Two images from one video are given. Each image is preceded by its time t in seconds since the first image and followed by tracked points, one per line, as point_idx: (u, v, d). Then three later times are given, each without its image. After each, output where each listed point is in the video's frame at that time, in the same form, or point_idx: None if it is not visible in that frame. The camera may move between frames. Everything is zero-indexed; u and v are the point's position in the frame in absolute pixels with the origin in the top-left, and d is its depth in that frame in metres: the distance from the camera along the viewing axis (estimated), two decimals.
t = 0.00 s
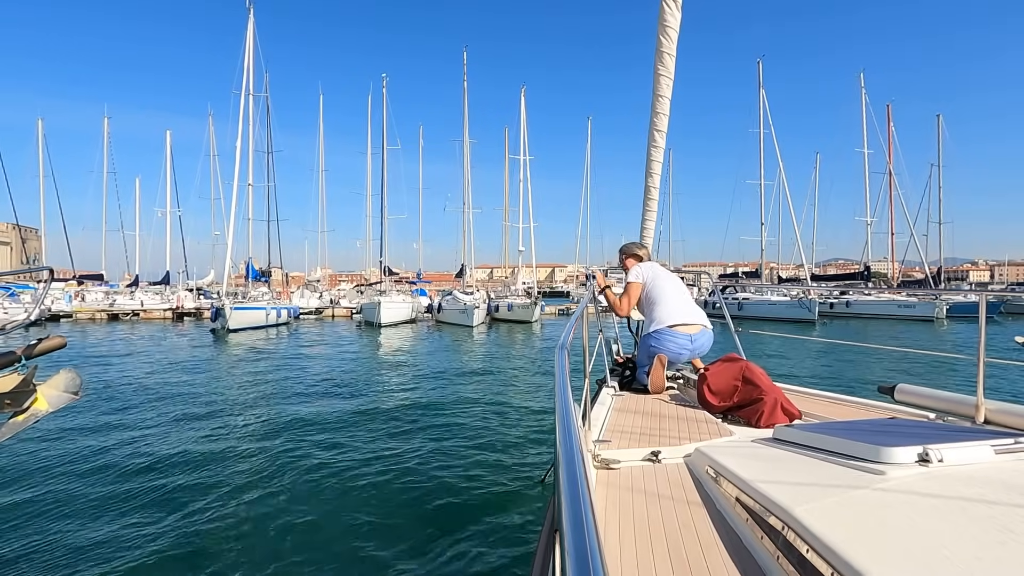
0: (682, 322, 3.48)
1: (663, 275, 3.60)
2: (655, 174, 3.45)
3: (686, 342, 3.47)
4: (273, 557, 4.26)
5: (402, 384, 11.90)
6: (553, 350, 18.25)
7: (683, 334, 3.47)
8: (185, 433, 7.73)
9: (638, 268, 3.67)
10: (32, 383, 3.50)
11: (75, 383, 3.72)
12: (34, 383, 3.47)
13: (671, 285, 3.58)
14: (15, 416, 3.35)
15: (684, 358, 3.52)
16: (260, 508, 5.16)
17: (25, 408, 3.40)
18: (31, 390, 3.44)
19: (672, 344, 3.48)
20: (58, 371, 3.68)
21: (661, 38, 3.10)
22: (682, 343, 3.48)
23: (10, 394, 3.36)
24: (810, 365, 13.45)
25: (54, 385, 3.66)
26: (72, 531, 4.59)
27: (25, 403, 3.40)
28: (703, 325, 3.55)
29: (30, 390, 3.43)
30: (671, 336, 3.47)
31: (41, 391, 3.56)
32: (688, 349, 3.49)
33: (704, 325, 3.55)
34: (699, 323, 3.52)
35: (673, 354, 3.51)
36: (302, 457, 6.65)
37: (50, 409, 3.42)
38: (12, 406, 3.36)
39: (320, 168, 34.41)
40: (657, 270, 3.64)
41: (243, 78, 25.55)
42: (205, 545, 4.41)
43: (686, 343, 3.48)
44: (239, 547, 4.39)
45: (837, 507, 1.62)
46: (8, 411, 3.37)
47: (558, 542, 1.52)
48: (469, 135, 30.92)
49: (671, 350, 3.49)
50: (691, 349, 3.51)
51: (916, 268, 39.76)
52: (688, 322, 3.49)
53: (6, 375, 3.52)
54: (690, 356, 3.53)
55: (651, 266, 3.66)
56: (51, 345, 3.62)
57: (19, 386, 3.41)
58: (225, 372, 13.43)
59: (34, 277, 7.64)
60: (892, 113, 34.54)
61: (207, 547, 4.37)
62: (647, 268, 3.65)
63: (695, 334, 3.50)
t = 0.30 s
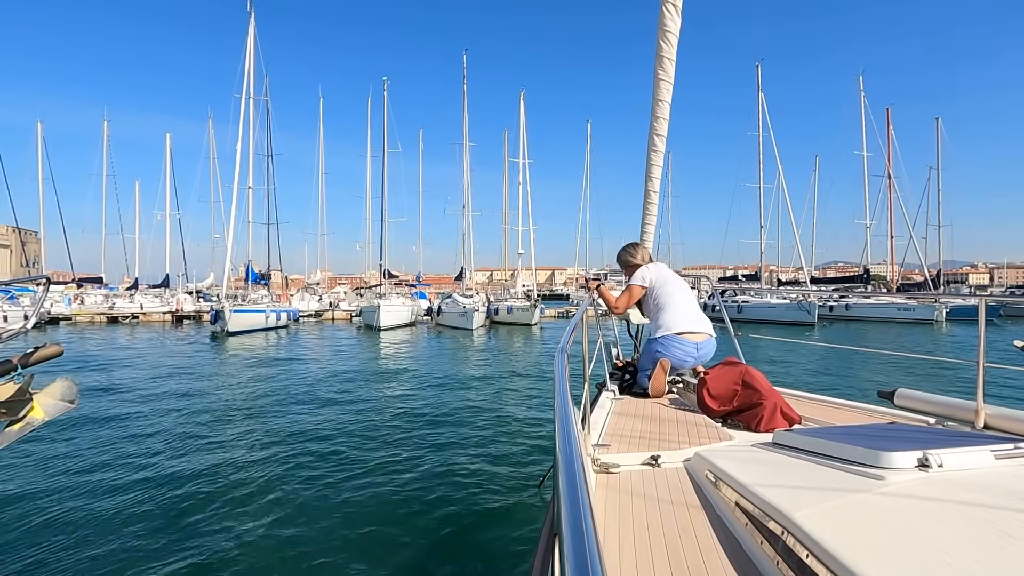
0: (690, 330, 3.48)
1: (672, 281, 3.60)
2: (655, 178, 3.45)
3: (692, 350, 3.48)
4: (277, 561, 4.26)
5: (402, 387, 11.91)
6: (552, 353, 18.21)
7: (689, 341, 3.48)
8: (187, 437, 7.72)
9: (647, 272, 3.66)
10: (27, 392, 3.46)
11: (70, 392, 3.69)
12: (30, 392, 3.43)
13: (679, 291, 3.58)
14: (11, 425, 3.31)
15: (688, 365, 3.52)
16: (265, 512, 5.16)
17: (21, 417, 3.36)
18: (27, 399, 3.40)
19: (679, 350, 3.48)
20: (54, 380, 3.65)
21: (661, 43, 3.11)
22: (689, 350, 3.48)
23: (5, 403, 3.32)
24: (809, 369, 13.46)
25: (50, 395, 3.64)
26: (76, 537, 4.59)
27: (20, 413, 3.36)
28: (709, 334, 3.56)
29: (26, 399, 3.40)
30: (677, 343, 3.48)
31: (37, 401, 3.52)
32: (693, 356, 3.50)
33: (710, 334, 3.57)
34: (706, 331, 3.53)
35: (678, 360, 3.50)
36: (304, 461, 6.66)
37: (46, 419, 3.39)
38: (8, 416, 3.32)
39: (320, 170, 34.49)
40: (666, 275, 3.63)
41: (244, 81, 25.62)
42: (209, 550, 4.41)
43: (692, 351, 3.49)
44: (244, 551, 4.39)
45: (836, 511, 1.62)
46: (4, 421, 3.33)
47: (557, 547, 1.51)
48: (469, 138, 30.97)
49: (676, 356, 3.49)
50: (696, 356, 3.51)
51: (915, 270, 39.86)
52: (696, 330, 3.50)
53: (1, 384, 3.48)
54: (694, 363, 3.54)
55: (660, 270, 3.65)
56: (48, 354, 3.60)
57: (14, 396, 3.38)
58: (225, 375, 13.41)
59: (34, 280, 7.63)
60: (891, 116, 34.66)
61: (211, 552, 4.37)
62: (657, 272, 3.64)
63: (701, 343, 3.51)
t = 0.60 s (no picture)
0: (693, 331, 3.48)
1: (676, 281, 3.59)
2: (656, 176, 3.44)
3: (695, 351, 3.48)
4: (280, 560, 4.25)
5: (402, 384, 11.92)
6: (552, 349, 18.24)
7: (692, 342, 3.47)
8: (188, 435, 7.66)
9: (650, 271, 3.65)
10: (25, 390, 3.46)
11: (69, 389, 3.69)
12: (28, 390, 3.43)
13: (682, 292, 3.58)
14: (9, 423, 3.31)
15: (689, 365, 3.52)
16: (268, 508, 5.18)
17: (19, 415, 3.36)
18: (25, 397, 3.40)
19: (681, 351, 3.48)
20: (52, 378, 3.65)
21: (662, 41, 3.10)
22: (691, 351, 3.48)
23: (4, 401, 3.32)
24: (808, 366, 13.48)
25: (48, 392, 3.63)
26: (80, 536, 4.54)
27: (19, 410, 3.36)
28: (711, 336, 3.56)
29: (24, 397, 3.39)
30: (680, 343, 3.47)
31: (35, 398, 3.52)
32: (695, 357, 3.50)
33: (712, 336, 3.57)
34: (708, 333, 3.53)
35: (679, 360, 3.50)
36: (307, 459, 6.62)
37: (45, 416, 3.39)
38: (6, 413, 3.32)
39: (320, 167, 34.50)
40: (670, 275, 3.63)
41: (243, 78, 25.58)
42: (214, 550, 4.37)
43: (693, 352, 3.49)
44: (248, 548, 4.42)
45: (835, 509, 1.62)
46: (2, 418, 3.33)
47: (557, 546, 1.51)
48: (469, 135, 30.94)
49: (677, 356, 3.49)
50: (698, 358, 3.52)
51: (915, 267, 39.88)
52: (698, 331, 3.50)
53: None
54: (695, 364, 3.55)
55: (664, 269, 3.63)
56: (46, 353, 3.59)
57: (12, 393, 3.37)
58: (225, 372, 13.35)
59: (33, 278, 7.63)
60: (892, 113, 34.63)
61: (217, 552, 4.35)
62: (661, 271, 3.63)
63: (704, 344, 3.51)
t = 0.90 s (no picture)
0: (691, 331, 3.49)
1: (676, 283, 3.59)
2: (655, 177, 3.44)
3: (694, 351, 3.48)
4: (282, 560, 4.24)
5: (400, 384, 11.88)
6: (551, 350, 18.27)
7: (691, 343, 3.48)
8: (185, 436, 7.57)
9: (648, 272, 3.65)
10: (23, 386, 3.46)
11: (66, 386, 3.68)
12: (25, 386, 3.43)
13: (681, 293, 3.58)
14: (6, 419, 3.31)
15: (688, 366, 3.53)
16: (268, 508, 5.17)
17: (17, 411, 3.35)
18: (22, 393, 3.40)
19: (681, 351, 3.48)
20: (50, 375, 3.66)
21: (663, 41, 3.10)
22: (690, 351, 3.49)
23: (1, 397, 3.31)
24: (807, 367, 13.49)
25: (45, 388, 3.63)
26: (80, 535, 4.54)
27: (16, 406, 3.36)
28: (710, 336, 3.57)
29: (21, 393, 3.39)
30: (679, 344, 3.48)
31: (32, 394, 3.53)
32: (694, 357, 3.51)
33: (711, 335, 3.58)
34: (706, 332, 3.54)
35: (679, 361, 3.51)
36: (307, 460, 6.56)
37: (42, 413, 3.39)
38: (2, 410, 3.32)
39: (319, 167, 34.51)
40: (670, 275, 3.62)
41: (242, 77, 25.56)
42: (216, 552, 4.32)
43: (693, 352, 3.50)
44: (248, 547, 4.42)
45: (835, 510, 1.62)
46: None
47: (557, 547, 1.51)
48: (468, 134, 30.94)
49: (677, 357, 3.49)
50: (698, 357, 3.52)
51: (915, 267, 39.91)
52: (697, 331, 3.50)
53: None
54: (695, 364, 3.55)
55: (663, 269, 3.63)
56: (43, 349, 3.59)
57: (10, 389, 3.37)
58: (222, 373, 13.26)
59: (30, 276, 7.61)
60: (891, 113, 34.63)
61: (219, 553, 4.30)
62: (661, 272, 3.62)
63: (703, 344, 3.52)
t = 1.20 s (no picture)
0: (689, 330, 3.50)
1: (671, 283, 3.61)
2: (655, 178, 3.45)
3: (694, 349, 3.49)
4: (282, 565, 4.23)
5: (396, 386, 11.86)
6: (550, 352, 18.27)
7: (691, 341, 3.49)
8: (180, 441, 7.48)
9: (642, 274, 3.66)
10: (19, 382, 3.44)
11: (63, 382, 3.66)
12: (22, 382, 3.40)
13: (677, 293, 3.60)
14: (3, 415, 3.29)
15: (688, 365, 3.53)
16: (267, 513, 5.14)
17: (13, 407, 3.33)
18: (19, 389, 3.38)
19: (681, 350, 3.49)
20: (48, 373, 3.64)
21: (663, 43, 3.10)
22: (690, 350, 3.50)
23: None
24: (805, 369, 13.50)
25: (41, 385, 3.61)
26: (77, 542, 4.52)
27: (12, 402, 3.34)
28: (708, 334, 3.59)
29: (18, 389, 3.37)
30: (680, 343, 3.48)
31: (29, 390, 3.51)
32: (694, 356, 3.52)
33: (709, 333, 3.60)
34: (704, 330, 3.55)
35: (679, 361, 3.51)
36: (306, 465, 6.51)
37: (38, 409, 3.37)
38: None
39: (318, 169, 34.55)
40: (664, 277, 3.64)
41: (241, 80, 25.61)
42: (216, 560, 4.27)
43: (693, 350, 3.51)
44: (246, 552, 4.40)
45: (834, 511, 1.62)
46: None
47: (556, 550, 1.50)
48: (467, 136, 31.00)
49: (678, 356, 3.50)
50: (697, 355, 3.53)
51: (913, 269, 39.98)
52: (694, 330, 3.51)
53: None
54: (695, 363, 3.56)
55: (658, 271, 3.65)
56: (40, 345, 3.57)
57: (7, 384, 3.35)
58: (219, 375, 13.19)
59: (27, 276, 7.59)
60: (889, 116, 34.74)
61: (220, 561, 4.26)
62: (655, 274, 3.64)
63: (701, 342, 3.54)
